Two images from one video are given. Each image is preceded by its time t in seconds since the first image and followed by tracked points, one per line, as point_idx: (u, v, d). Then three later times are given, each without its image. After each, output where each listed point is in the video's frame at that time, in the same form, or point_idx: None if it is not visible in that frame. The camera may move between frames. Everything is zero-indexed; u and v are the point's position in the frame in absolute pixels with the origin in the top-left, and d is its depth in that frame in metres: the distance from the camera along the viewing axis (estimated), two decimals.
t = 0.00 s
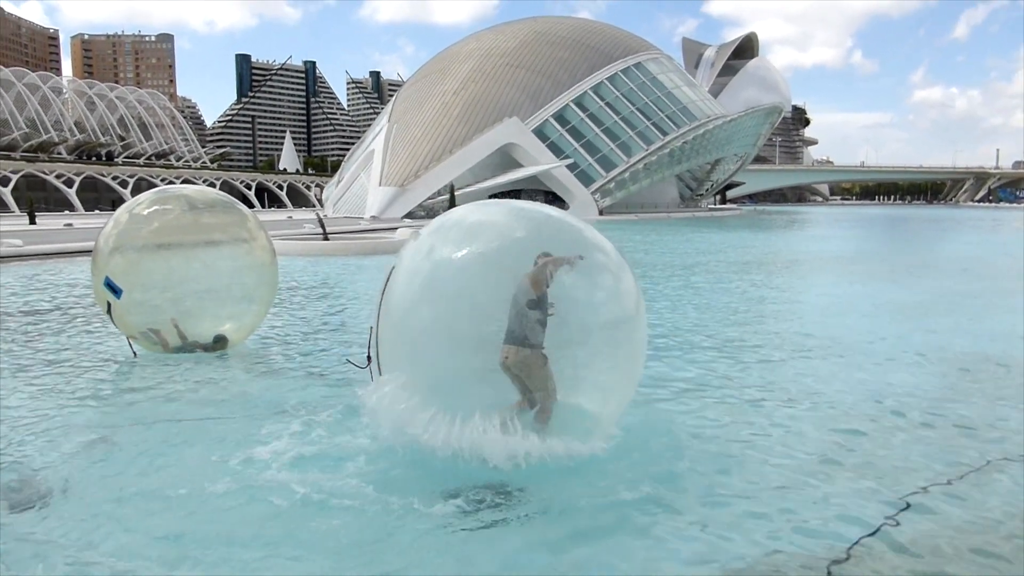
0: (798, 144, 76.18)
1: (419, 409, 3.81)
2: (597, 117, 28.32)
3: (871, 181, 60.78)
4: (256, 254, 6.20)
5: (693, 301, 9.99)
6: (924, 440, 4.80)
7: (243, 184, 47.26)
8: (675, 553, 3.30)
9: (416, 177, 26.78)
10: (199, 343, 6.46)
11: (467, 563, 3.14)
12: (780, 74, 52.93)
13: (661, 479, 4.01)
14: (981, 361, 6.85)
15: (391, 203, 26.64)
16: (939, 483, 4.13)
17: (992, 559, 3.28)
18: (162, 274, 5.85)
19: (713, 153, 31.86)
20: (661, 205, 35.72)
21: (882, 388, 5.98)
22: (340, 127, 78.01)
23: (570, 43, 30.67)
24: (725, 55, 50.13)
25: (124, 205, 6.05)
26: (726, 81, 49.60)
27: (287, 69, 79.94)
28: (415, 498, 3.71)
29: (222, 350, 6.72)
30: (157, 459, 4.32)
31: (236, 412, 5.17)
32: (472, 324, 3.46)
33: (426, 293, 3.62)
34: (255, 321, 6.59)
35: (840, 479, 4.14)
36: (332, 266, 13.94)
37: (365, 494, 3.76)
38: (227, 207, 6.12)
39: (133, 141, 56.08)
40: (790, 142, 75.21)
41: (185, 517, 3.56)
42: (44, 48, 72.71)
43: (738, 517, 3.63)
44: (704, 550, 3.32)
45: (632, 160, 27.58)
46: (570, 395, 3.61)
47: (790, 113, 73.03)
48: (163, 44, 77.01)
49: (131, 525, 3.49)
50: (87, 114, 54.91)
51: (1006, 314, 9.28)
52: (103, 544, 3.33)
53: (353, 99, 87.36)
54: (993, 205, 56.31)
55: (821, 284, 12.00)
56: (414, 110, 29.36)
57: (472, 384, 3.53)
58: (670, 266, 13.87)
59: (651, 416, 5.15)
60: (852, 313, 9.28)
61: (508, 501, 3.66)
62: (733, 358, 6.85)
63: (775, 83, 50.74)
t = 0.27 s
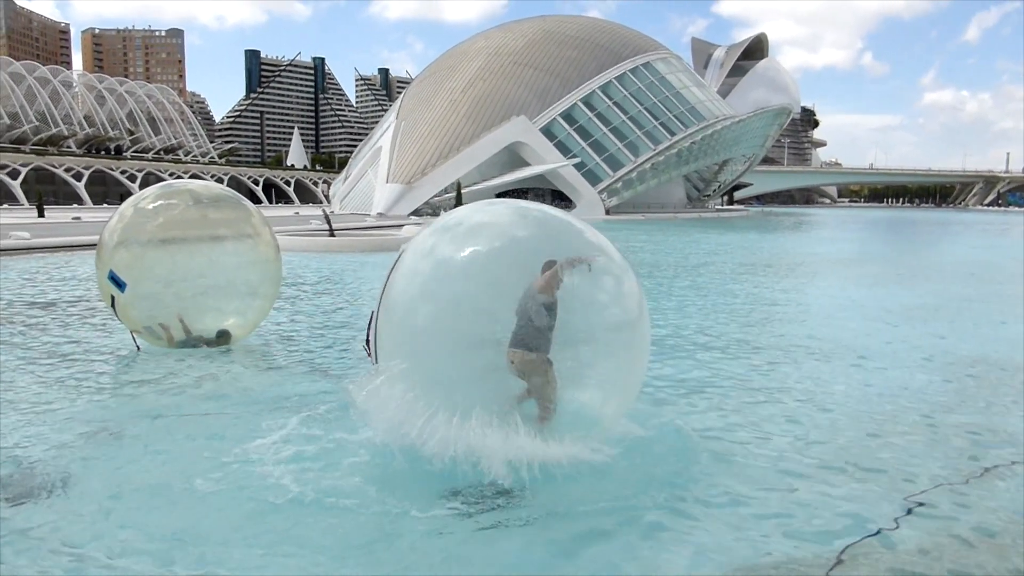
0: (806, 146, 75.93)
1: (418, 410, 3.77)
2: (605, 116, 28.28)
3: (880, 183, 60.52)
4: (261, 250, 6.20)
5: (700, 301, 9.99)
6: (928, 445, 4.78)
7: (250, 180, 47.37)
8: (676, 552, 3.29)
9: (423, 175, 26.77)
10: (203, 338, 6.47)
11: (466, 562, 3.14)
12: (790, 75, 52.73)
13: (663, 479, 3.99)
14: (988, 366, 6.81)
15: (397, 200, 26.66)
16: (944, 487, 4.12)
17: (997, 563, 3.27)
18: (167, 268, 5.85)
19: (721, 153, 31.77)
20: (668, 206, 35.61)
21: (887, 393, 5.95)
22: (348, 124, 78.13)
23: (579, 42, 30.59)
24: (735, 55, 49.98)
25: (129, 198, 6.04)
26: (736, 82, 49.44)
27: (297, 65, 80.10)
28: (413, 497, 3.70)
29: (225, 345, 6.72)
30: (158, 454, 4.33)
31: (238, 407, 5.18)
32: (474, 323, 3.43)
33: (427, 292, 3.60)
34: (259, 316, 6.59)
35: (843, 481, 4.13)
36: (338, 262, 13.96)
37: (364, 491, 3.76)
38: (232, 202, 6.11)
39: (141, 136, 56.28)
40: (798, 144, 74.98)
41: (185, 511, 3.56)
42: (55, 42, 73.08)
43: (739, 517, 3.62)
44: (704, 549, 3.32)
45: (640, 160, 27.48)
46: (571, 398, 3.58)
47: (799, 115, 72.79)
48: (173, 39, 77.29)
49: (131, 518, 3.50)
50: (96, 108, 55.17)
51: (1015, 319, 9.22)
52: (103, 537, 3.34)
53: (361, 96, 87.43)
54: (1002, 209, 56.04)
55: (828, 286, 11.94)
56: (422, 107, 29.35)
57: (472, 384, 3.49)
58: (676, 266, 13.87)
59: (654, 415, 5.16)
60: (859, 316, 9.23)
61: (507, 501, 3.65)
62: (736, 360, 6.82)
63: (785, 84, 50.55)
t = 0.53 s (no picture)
0: (808, 147, 75.90)
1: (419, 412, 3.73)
2: (606, 117, 28.24)
3: (881, 185, 60.48)
4: (259, 249, 6.16)
5: (701, 302, 9.96)
6: (929, 447, 4.75)
7: (251, 179, 47.33)
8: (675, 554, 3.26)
9: (424, 174, 26.72)
10: (201, 337, 6.42)
11: (465, 564, 3.10)
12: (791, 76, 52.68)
13: (661, 480, 3.96)
14: (990, 368, 6.77)
15: (398, 200, 26.63)
16: (946, 488, 4.09)
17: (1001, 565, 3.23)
18: (164, 268, 5.81)
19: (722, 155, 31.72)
20: (669, 206, 35.58)
21: (888, 395, 5.91)
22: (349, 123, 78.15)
23: (581, 42, 30.56)
24: (737, 56, 49.95)
25: (128, 197, 6.00)
26: (737, 83, 49.43)
27: (298, 64, 80.12)
28: (409, 499, 3.66)
29: (224, 344, 6.69)
30: (153, 453, 4.29)
31: (234, 406, 5.14)
32: (475, 323, 3.38)
33: (429, 293, 3.55)
34: (257, 315, 6.56)
35: (843, 482, 4.10)
36: (338, 262, 13.90)
37: (360, 492, 3.73)
38: (231, 202, 6.08)
39: (143, 134, 56.22)
40: (800, 145, 74.90)
41: (180, 511, 3.52)
42: (57, 40, 73.11)
43: (738, 519, 3.59)
44: (703, 551, 3.28)
45: (641, 160, 27.43)
46: (575, 399, 3.53)
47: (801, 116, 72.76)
48: (175, 38, 77.29)
49: (125, 518, 3.45)
50: (98, 107, 55.19)
51: (1018, 322, 9.16)
52: (96, 537, 3.30)
53: (363, 95, 87.36)
54: (1003, 211, 56.03)
55: (829, 288, 11.92)
56: (424, 107, 29.32)
57: (473, 386, 3.44)
58: (678, 267, 13.84)
59: (654, 415, 5.12)
60: (860, 318, 9.19)
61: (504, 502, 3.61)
62: (737, 362, 6.78)
63: (787, 85, 50.52)
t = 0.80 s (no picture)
0: (798, 144, 76.11)
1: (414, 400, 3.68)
2: (597, 114, 28.24)
3: (871, 182, 60.74)
4: (247, 247, 6.11)
5: (691, 299, 9.97)
6: (917, 442, 4.76)
7: (241, 176, 47.03)
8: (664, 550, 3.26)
9: (415, 171, 26.64)
10: (188, 336, 6.36)
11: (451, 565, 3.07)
12: (782, 74, 52.84)
13: (651, 475, 3.95)
14: (978, 365, 6.78)
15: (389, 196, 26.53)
16: (934, 482, 4.10)
17: (990, 559, 3.25)
18: (150, 265, 5.75)
19: (713, 151, 31.77)
20: (660, 204, 35.60)
21: (877, 390, 5.93)
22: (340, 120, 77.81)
23: (572, 39, 30.54)
24: (728, 53, 50.04)
25: (114, 193, 5.93)
26: (728, 80, 49.52)
27: (289, 61, 79.72)
28: (401, 496, 3.64)
29: (211, 342, 6.63)
30: (140, 452, 4.25)
31: (222, 405, 5.10)
32: (473, 308, 3.34)
33: (426, 280, 3.49)
34: (245, 314, 6.51)
35: (833, 478, 4.11)
36: (328, 259, 13.83)
37: (349, 490, 3.70)
38: (218, 199, 6.02)
39: (132, 131, 55.81)
40: (790, 142, 75.15)
41: (167, 511, 3.49)
42: (44, 36, 72.47)
43: (727, 515, 3.59)
44: (693, 547, 3.28)
45: (632, 158, 27.41)
46: (571, 390, 3.50)
47: (791, 114, 72.96)
48: (164, 34, 76.76)
49: (111, 519, 3.42)
50: (86, 103, 54.75)
51: (1006, 318, 9.22)
52: (82, 537, 3.27)
53: (353, 92, 87.00)
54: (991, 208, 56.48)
55: (819, 285, 11.93)
56: (414, 103, 29.23)
57: (471, 372, 3.40)
58: (669, 265, 13.84)
59: (642, 413, 5.10)
60: (849, 315, 9.22)
61: (494, 498, 3.59)
62: (727, 359, 6.79)
63: (777, 83, 50.66)
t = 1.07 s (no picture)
0: (794, 141, 76.16)
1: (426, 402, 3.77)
2: (593, 111, 28.22)
3: (867, 178, 60.77)
4: (240, 247, 6.08)
5: (688, 296, 9.96)
6: (914, 436, 4.75)
7: (237, 176, 46.89)
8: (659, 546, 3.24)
9: (411, 170, 26.58)
10: (182, 336, 6.33)
11: (443, 565, 3.04)
12: (778, 70, 52.80)
13: (645, 472, 3.93)
14: (975, 360, 6.77)
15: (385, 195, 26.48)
16: (930, 476, 4.09)
17: (986, 553, 3.24)
18: (143, 266, 5.71)
19: (709, 148, 31.75)
20: (656, 201, 35.58)
21: (873, 385, 5.93)
22: (335, 119, 77.70)
23: (567, 36, 30.51)
24: (723, 49, 50.04)
25: (106, 194, 5.90)
26: (724, 77, 49.54)
27: (284, 60, 79.52)
28: (396, 492, 3.62)
29: (206, 342, 6.59)
30: (132, 453, 4.23)
31: (216, 405, 5.08)
32: (481, 314, 3.43)
33: (436, 287, 3.58)
34: (240, 313, 6.47)
35: (828, 472, 4.10)
36: (324, 258, 13.77)
37: (343, 487, 3.69)
38: (210, 199, 5.99)
39: (127, 131, 55.63)
40: (787, 139, 75.14)
41: (160, 511, 3.48)
42: (38, 36, 72.16)
43: (722, 511, 3.58)
44: (686, 543, 3.27)
45: (627, 154, 27.35)
46: (576, 394, 3.51)
47: (787, 110, 73.04)
48: (158, 33, 76.50)
49: (103, 519, 3.41)
50: (80, 103, 54.54)
51: (1003, 312, 9.21)
52: (73, 538, 3.26)
53: (348, 90, 86.76)
54: (987, 203, 56.56)
55: (816, 280, 11.92)
56: (410, 102, 29.20)
57: (480, 376, 3.48)
58: (666, 262, 13.82)
59: (639, 409, 5.09)
60: (846, 310, 9.21)
61: (489, 495, 3.57)
62: (723, 355, 6.78)
63: (773, 79, 50.69)
